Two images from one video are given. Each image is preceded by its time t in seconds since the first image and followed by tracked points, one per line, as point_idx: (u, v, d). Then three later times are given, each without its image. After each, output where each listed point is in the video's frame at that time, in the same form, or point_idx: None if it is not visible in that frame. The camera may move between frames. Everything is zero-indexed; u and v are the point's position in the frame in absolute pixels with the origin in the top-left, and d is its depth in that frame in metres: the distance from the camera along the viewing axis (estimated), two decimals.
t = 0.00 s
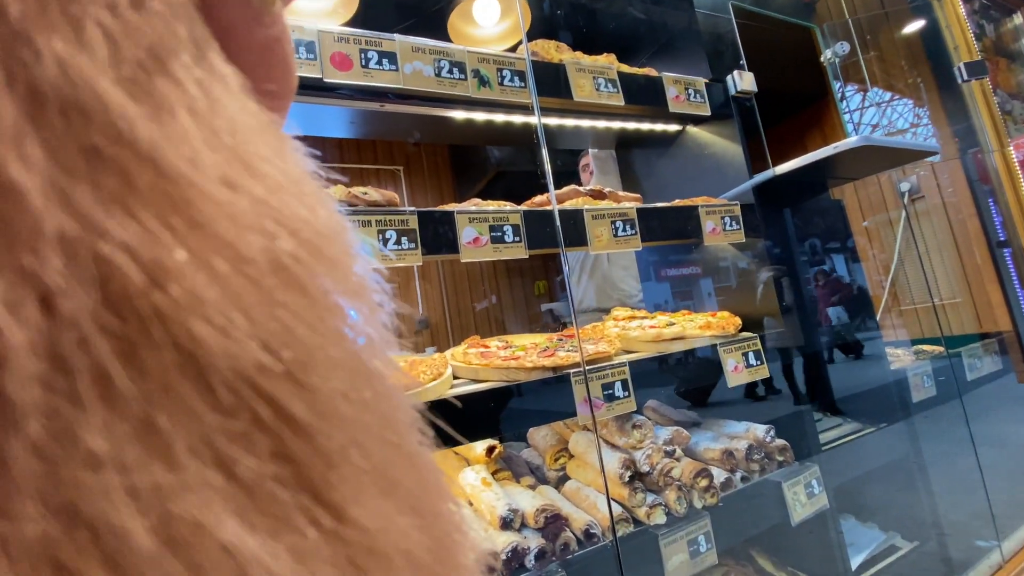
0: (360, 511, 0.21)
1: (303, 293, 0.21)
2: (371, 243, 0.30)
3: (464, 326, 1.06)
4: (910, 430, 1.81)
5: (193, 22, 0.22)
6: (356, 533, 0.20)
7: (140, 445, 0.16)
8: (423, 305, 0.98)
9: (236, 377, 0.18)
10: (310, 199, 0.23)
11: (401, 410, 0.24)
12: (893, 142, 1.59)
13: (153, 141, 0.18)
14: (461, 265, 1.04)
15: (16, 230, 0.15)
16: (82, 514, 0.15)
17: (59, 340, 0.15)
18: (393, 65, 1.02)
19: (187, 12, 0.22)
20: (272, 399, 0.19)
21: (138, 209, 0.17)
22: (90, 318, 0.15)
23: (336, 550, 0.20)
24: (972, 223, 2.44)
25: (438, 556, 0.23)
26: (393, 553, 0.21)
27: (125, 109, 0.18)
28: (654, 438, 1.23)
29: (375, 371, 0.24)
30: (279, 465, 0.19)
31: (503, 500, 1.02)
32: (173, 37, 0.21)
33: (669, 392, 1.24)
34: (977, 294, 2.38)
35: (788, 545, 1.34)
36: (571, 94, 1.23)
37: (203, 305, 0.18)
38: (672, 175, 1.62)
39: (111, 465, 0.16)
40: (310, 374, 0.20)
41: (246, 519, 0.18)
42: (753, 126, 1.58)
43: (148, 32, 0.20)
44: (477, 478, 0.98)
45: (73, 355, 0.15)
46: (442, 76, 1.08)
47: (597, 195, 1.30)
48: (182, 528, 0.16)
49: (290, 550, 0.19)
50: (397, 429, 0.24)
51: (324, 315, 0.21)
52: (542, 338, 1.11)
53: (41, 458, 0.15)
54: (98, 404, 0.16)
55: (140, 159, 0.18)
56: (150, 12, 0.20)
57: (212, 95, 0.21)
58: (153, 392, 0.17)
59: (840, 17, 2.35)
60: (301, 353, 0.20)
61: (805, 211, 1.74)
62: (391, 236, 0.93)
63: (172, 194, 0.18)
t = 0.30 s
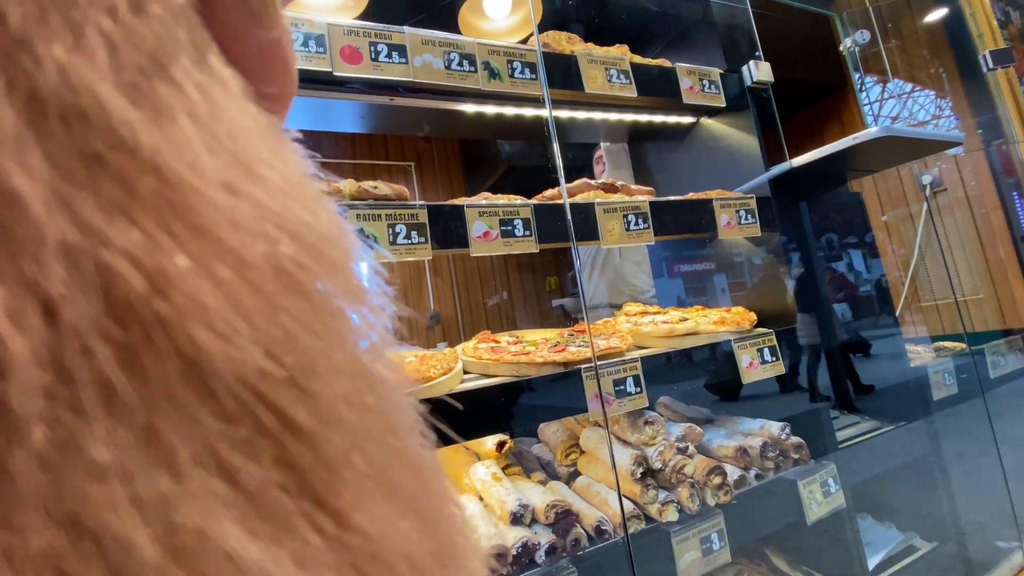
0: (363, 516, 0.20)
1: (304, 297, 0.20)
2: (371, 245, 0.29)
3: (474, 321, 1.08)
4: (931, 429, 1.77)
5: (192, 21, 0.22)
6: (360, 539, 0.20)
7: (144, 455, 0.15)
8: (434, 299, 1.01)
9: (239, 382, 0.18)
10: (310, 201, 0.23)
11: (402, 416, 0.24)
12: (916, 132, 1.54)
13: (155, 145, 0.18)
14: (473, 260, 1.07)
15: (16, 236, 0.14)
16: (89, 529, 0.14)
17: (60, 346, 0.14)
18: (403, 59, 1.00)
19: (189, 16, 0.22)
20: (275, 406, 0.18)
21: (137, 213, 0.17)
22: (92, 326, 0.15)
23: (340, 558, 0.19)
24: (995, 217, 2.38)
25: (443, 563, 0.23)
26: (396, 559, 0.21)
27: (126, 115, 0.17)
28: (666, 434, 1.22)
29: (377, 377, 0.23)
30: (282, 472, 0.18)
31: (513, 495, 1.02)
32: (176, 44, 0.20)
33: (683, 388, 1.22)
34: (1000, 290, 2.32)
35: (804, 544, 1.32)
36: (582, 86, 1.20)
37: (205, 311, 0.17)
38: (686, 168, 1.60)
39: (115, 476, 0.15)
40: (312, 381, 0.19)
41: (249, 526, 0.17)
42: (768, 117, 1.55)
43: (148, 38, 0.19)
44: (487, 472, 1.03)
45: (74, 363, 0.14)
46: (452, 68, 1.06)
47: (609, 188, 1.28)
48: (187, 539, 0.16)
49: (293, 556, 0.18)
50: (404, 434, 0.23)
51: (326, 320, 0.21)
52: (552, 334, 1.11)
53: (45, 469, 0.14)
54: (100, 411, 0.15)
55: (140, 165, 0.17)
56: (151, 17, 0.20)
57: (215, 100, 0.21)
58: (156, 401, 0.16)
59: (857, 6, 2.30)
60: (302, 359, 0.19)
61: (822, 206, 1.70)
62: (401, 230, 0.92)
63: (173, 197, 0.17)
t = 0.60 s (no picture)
0: (355, 483, 0.21)
1: (305, 283, 0.21)
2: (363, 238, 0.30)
3: (486, 317, 1.07)
4: (954, 429, 1.73)
5: (214, 26, 0.23)
6: (356, 502, 0.21)
7: (173, 415, 0.17)
8: (447, 293, 1.03)
9: (249, 356, 0.19)
10: (311, 194, 0.24)
11: (389, 400, 0.25)
12: (944, 124, 1.49)
13: (179, 138, 0.19)
14: (485, 255, 1.05)
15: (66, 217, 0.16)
16: (124, 475, 0.17)
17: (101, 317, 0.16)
18: (417, 51, 0.99)
19: (213, 18, 0.23)
20: (281, 379, 0.20)
21: (163, 200, 0.18)
22: (126, 298, 0.17)
23: (335, 520, 0.20)
24: None
25: (430, 537, 0.24)
26: (385, 527, 0.22)
27: (156, 109, 0.19)
28: (683, 432, 1.18)
29: (369, 363, 0.24)
30: (286, 438, 0.20)
31: (528, 491, 1.01)
32: (207, 49, 0.22)
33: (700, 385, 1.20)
34: None
35: (822, 545, 1.30)
36: (599, 77, 1.17)
37: (223, 290, 0.19)
38: (705, 161, 1.58)
39: (148, 429, 0.17)
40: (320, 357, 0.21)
41: (259, 485, 0.19)
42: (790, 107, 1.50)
43: (176, 43, 0.21)
44: (501, 467, 1.04)
45: (114, 330, 0.16)
46: (467, 61, 1.04)
47: (625, 181, 1.26)
48: (208, 489, 0.18)
49: (296, 515, 0.20)
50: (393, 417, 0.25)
51: (323, 306, 0.22)
52: (567, 330, 1.10)
53: (94, 418, 0.16)
54: (132, 373, 0.17)
55: (167, 157, 0.19)
56: (179, 23, 0.21)
57: (233, 97, 0.22)
58: (181, 371, 0.18)
59: None
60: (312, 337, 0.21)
61: (843, 200, 1.66)
62: (414, 224, 0.92)
63: (194, 187, 0.19)
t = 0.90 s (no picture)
0: (298, 461, 0.22)
1: (248, 263, 0.21)
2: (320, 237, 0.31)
3: (502, 311, 1.11)
4: (984, 429, 1.68)
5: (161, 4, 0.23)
6: (295, 482, 0.21)
7: (97, 387, 0.17)
8: (461, 288, 1.08)
9: (184, 334, 0.19)
10: (259, 176, 0.24)
11: (336, 387, 0.25)
12: (982, 111, 1.43)
13: (116, 112, 0.19)
14: (500, 250, 1.10)
15: None
16: (43, 443, 0.16)
17: (24, 285, 0.16)
18: (442, 40, 0.97)
19: None
20: (220, 356, 0.20)
21: (97, 173, 0.18)
22: (49, 266, 0.16)
23: (270, 495, 0.20)
24: None
25: (375, 517, 0.24)
26: (326, 505, 0.22)
27: (93, 86, 0.19)
28: (711, 430, 1.16)
29: (315, 347, 0.24)
30: (222, 415, 0.20)
31: (553, 488, 1.00)
32: (145, 23, 0.22)
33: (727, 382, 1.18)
34: None
35: (851, 546, 1.26)
36: (626, 66, 1.14)
37: (157, 266, 0.19)
38: (729, 154, 1.57)
39: (70, 399, 0.16)
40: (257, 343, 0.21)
41: (191, 461, 0.19)
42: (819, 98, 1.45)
43: (118, 16, 0.21)
44: (524, 463, 1.05)
45: (39, 303, 0.16)
46: (492, 50, 1.02)
47: (652, 172, 1.23)
48: (135, 460, 0.18)
49: (230, 490, 0.20)
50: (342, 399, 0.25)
51: (268, 287, 0.22)
52: (591, 326, 1.10)
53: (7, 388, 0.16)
54: (59, 345, 0.16)
55: (102, 130, 0.19)
56: None
57: (180, 81, 0.22)
58: (114, 342, 0.18)
59: None
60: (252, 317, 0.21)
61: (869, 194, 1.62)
62: (440, 216, 0.91)
63: (129, 159, 0.19)
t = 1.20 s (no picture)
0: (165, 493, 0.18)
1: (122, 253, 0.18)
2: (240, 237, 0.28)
3: (519, 304, 1.06)
4: None
5: None
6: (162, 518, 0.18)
7: None
8: (478, 280, 1.02)
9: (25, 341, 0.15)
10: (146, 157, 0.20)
11: (254, 393, 0.23)
12: None
13: None
14: (515, 238, 1.03)
15: None
16: None
17: None
18: (489, 15, 0.93)
19: None
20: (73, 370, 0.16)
21: None
22: None
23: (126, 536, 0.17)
24: None
25: (269, 553, 0.21)
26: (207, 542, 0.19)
27: None
28: (761, 425, 1.12)
29: (219, 355, 0.21)
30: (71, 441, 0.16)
31: (601, 483, 0.96)
32: None
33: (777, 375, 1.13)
34: None
35: (902, 546, 1.22)
36: (675, 45, 1.10)
37: None
38: (767, 145, 1.53)
39: None
40: (129, 346, 0.18)
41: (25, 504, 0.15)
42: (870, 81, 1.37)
43: None
44: (566, 458, 1.02)
45: None
46: (540, 26, 0.98)
47: (700, 157, 1.20)
48: None
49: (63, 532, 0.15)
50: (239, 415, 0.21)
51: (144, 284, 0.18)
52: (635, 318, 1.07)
53: None
54: None
55: None
56: None
57: (52, 40, 0.19)
58: None
59: None
60: (135, 319, 0.18)
61: (916, 184, 1.56)
62: (489, 200, 0.87)
63: None
